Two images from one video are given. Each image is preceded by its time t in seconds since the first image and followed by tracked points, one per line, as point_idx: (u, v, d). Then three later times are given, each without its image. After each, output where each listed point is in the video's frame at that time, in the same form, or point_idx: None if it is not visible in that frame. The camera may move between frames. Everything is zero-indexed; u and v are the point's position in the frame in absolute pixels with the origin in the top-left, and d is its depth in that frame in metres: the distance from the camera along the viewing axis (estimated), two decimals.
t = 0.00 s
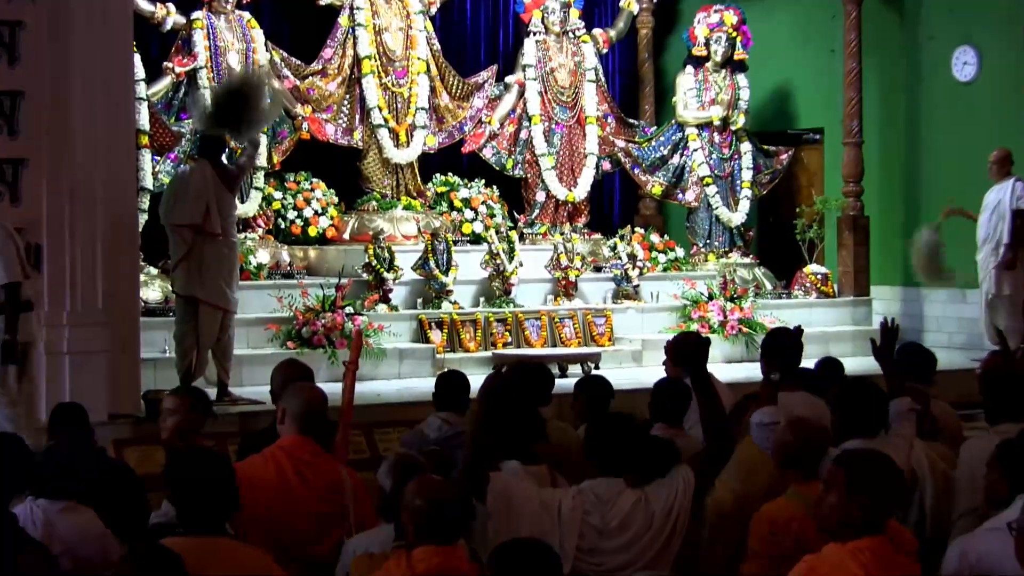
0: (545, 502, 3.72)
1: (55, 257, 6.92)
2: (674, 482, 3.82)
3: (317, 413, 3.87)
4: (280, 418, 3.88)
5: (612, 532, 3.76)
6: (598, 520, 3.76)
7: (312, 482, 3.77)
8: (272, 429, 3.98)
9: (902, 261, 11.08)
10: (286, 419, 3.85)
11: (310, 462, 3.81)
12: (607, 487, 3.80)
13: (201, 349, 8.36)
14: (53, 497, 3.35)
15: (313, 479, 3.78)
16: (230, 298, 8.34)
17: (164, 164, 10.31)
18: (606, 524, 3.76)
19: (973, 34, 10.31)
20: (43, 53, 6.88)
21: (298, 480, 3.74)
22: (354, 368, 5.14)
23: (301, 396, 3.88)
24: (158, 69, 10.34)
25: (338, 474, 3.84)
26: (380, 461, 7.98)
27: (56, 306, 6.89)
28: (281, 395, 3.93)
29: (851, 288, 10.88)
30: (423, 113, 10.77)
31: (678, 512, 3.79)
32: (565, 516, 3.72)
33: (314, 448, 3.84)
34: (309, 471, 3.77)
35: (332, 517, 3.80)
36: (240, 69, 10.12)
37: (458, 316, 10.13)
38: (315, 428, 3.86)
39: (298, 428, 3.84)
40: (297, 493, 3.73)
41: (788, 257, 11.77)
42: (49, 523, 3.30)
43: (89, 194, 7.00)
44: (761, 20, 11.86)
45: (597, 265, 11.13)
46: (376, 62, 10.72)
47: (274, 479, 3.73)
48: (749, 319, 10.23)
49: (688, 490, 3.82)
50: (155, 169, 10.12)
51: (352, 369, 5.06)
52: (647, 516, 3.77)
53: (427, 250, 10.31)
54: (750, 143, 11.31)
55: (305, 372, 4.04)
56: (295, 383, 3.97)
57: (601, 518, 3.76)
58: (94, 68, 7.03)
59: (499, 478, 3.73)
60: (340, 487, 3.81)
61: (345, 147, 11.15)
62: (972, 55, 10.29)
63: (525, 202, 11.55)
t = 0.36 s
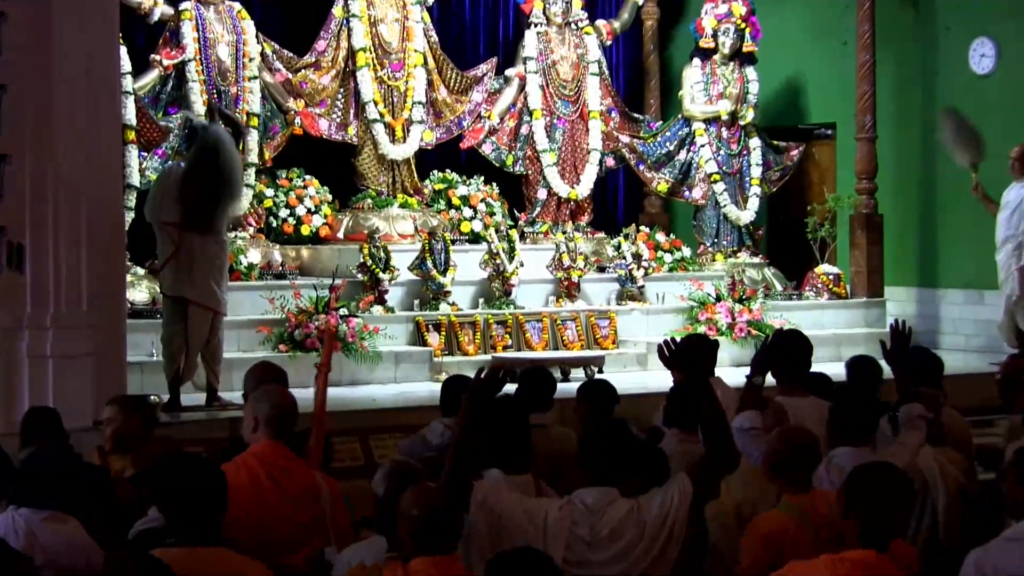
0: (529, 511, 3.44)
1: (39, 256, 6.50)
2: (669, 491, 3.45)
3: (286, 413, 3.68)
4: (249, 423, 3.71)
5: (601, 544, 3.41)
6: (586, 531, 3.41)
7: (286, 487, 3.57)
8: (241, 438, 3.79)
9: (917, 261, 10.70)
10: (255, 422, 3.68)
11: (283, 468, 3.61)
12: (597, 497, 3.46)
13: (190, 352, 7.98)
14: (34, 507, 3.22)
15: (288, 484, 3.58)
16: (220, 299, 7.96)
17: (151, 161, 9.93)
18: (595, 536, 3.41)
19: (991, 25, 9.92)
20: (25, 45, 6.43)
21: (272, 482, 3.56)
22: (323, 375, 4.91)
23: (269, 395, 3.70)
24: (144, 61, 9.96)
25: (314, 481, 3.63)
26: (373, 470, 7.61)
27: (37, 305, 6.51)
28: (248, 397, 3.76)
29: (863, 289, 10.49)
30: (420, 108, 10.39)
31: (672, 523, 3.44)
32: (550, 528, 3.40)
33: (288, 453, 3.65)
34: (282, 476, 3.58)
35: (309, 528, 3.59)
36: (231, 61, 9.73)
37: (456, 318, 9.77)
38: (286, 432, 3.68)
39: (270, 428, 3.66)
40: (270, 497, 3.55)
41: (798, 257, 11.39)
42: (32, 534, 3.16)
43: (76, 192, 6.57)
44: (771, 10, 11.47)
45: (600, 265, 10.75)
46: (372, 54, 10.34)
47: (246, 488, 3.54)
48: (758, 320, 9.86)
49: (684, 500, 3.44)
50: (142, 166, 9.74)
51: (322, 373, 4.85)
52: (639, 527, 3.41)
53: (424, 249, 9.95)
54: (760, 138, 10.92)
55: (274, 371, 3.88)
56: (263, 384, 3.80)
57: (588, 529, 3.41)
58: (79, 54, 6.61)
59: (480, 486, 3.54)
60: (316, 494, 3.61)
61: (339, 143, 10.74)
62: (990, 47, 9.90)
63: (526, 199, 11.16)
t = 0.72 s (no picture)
0: (518, 519, 3.46)
1: (22, 250, 6.32)
2: (664, 499, 3.49)
3: (250, 415, 3.92)
4: (214, 428, 3.91)
5: (592, 553, 3.42)
6: (576, 540, 3.42)
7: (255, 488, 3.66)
8: (204, 446, 3.99)
9: (934, 259, 10.31)
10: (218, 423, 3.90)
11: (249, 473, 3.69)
12: (588, 505, 3.46)
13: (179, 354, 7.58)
14: (15, 515, 3.29)
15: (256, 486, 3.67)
16: (208, 299, 7.53)
17: (138, 156, 9.58)
18: (586, 544, 3.42)
19: (1011, 15, 9.56)
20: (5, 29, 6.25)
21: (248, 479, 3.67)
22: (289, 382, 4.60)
23: (230, 398, 3.94)
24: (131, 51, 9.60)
25: (283, 485, 3.71)
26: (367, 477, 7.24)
27: (21, 306, 6.29)
28: (208, 405, 3.98)
29: (878, 290, 10.12)
30: (417, 100, 10.03)
31: (665, 532, 3.47)
32: (540, 537, 3.43)
33: (254, 461, 3.77)
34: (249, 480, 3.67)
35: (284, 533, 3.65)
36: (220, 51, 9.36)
37: (455, 319, 9.42)
38: (251, 432, 3.91)
39: (235, 428, 3.89)
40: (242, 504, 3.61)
41: (808, 256, 11.03)
42: (15, 542, 3.22)
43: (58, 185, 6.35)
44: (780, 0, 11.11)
45: (604, 264, 10.37)
46: (367, 45, 9.99)
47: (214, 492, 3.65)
48: (768, 321, 9.50)
49: (678, 508, 3.49)
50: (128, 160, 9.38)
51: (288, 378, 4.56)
52: (631, 535, 3.43)
53: (422, 247, 9.58)
54: (771, 132, 10.54)
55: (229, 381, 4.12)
56: (222, 391, 4.02)
57: (579, 539, 3.42)
58: (66, 48, 6.37)
59: (466, 494, 3.53)
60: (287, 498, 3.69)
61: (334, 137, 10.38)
62: (1010, 37, 9.54)
63: (527, 195, 10.78)
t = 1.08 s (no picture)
0: (510, 530, 3.16)
1: (3, 256, 5.98)
2: (665, 509, 3.15)
3: (224, 419, 3.72)
4: (187, 435, 3.71)
5: (588, 568, 3.12)
6: (571, 554, 3.12)
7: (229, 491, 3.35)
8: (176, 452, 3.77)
9: (951, 260, 9.94)
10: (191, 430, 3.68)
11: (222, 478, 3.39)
12: (586, 514, 3.13)
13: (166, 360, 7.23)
14: None
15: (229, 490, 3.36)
16: (195, 303, 7.16)
17: (124, 153, 9.23)
18: (580, 559, 3.11)
19: None
20: None
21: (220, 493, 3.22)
22: (265, 383, 4.26)
23: (203, 402, 3.75)
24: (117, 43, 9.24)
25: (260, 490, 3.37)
26: (358, 490, 6.86)
27: None
28: (182, 415, 3.79)
29: (892, 291, 9.73)
30: (414, 94, 9.67)
31: (665, 548, 3.14)
32: (535, 549, 3.13)
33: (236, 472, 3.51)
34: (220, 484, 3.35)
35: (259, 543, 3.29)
36: (208, 43, 8.99)
37: (453, 322, 9.07)
38: (226, 438, 3.71)
39: (208, 432, 3.70)
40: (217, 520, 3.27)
41: (820, 256, 10.66)
42: None
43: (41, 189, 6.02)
44: None
45: (608, 264, 10.01)
46: (362, 37, 9.61)
47: (182, 498, 3.34)
48: (778, 324, 9.16)
49: (680, 523, 3.16)
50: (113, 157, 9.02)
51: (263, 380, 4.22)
52: (629, 549, 3.11)
53: (418, 247, 9.22)
54: (780, 128, 10.18)
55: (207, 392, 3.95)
56: (196, 401, 3.84)
57: (575, 551, 3.12)
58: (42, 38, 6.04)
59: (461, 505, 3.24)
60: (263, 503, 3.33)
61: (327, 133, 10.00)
62: None
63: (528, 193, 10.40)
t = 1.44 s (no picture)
0: (516, 540, 3.12)
1: None
2: (677, 520, 3.15)
3: (228, 422, 3.50)
4: (192, 441, 3.49)
5: None
6: (579, 564, 3.07)
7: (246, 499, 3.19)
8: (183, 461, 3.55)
9: (968, 260, 9.59)
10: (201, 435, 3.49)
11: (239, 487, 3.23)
12: (596, 524, 3.09)
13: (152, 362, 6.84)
14: None
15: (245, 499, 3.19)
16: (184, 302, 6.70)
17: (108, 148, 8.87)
18: (590, 570, 3.06)
19: None
20: None
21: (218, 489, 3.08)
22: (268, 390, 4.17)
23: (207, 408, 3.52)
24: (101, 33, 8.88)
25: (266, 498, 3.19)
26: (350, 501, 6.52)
27: None
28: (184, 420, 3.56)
29: (907, 292, 9.37)
30: (410, 87, 9.32)
31: (678, 559, 3.12)
32: (542, 562, 3.08)
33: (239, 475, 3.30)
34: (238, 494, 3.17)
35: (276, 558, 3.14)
36: (197, 34, 8.66)
37: (451, 323, 8.72)
38: (231, 444, 3.49)
39: (213, 437, 3.46)
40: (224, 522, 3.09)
41: (832, 254, 10.30)
42: None
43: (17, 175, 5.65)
44: None
45: (613, 263, 9.65)
46: (356, 27, 9.26)
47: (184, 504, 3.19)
48: (790, 326, 8.81)
49: (687, 533, 3.14)
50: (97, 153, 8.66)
51: (271, 385, 3.79)
52: (641, 559, 3.07)
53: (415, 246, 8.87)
54: (791, 122, 9.80)
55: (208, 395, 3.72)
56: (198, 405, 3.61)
57: (586, 563, 3.06)
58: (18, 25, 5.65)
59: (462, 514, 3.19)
60: (271, 515, 3.14)
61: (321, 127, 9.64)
62: None
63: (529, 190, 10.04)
